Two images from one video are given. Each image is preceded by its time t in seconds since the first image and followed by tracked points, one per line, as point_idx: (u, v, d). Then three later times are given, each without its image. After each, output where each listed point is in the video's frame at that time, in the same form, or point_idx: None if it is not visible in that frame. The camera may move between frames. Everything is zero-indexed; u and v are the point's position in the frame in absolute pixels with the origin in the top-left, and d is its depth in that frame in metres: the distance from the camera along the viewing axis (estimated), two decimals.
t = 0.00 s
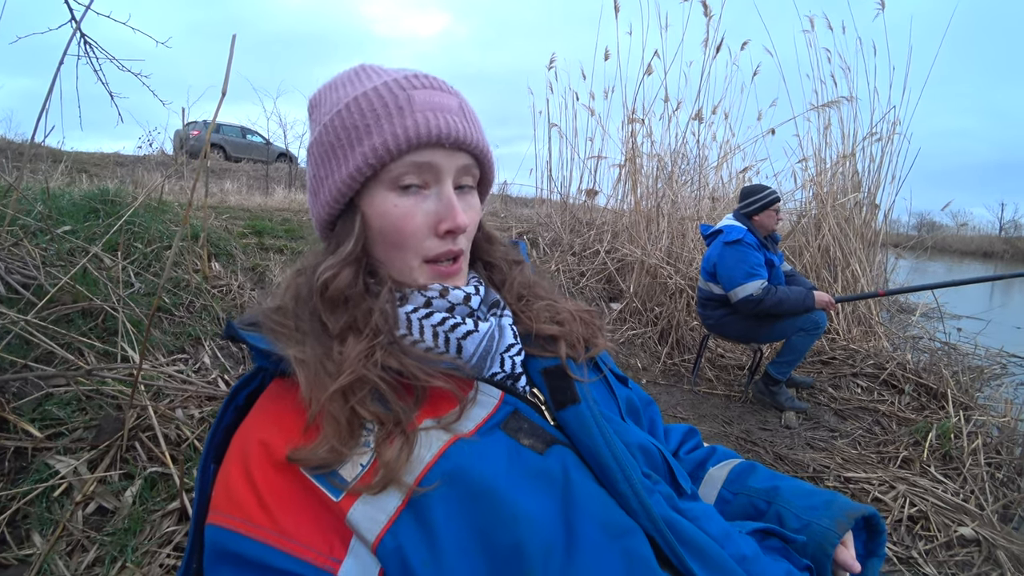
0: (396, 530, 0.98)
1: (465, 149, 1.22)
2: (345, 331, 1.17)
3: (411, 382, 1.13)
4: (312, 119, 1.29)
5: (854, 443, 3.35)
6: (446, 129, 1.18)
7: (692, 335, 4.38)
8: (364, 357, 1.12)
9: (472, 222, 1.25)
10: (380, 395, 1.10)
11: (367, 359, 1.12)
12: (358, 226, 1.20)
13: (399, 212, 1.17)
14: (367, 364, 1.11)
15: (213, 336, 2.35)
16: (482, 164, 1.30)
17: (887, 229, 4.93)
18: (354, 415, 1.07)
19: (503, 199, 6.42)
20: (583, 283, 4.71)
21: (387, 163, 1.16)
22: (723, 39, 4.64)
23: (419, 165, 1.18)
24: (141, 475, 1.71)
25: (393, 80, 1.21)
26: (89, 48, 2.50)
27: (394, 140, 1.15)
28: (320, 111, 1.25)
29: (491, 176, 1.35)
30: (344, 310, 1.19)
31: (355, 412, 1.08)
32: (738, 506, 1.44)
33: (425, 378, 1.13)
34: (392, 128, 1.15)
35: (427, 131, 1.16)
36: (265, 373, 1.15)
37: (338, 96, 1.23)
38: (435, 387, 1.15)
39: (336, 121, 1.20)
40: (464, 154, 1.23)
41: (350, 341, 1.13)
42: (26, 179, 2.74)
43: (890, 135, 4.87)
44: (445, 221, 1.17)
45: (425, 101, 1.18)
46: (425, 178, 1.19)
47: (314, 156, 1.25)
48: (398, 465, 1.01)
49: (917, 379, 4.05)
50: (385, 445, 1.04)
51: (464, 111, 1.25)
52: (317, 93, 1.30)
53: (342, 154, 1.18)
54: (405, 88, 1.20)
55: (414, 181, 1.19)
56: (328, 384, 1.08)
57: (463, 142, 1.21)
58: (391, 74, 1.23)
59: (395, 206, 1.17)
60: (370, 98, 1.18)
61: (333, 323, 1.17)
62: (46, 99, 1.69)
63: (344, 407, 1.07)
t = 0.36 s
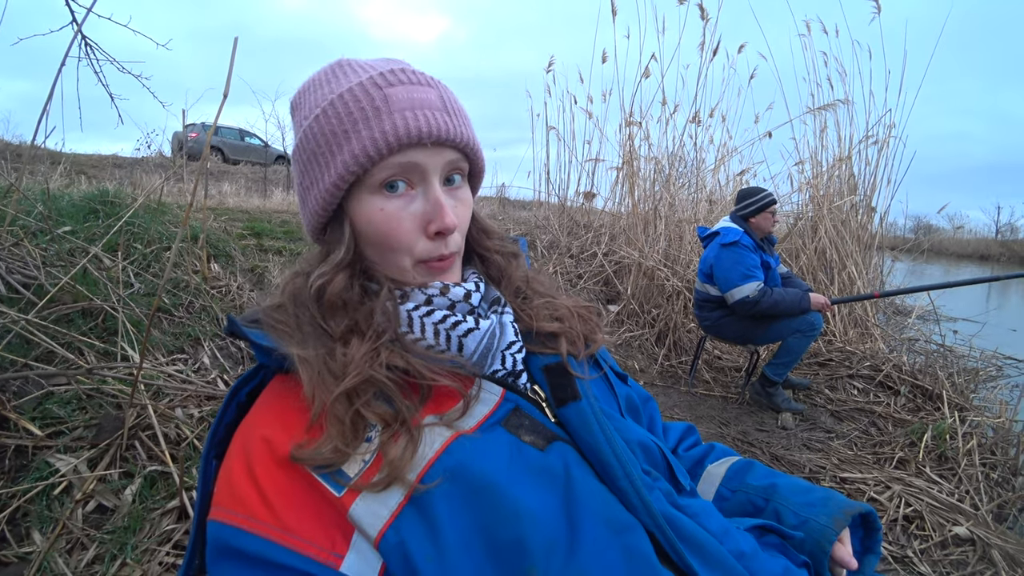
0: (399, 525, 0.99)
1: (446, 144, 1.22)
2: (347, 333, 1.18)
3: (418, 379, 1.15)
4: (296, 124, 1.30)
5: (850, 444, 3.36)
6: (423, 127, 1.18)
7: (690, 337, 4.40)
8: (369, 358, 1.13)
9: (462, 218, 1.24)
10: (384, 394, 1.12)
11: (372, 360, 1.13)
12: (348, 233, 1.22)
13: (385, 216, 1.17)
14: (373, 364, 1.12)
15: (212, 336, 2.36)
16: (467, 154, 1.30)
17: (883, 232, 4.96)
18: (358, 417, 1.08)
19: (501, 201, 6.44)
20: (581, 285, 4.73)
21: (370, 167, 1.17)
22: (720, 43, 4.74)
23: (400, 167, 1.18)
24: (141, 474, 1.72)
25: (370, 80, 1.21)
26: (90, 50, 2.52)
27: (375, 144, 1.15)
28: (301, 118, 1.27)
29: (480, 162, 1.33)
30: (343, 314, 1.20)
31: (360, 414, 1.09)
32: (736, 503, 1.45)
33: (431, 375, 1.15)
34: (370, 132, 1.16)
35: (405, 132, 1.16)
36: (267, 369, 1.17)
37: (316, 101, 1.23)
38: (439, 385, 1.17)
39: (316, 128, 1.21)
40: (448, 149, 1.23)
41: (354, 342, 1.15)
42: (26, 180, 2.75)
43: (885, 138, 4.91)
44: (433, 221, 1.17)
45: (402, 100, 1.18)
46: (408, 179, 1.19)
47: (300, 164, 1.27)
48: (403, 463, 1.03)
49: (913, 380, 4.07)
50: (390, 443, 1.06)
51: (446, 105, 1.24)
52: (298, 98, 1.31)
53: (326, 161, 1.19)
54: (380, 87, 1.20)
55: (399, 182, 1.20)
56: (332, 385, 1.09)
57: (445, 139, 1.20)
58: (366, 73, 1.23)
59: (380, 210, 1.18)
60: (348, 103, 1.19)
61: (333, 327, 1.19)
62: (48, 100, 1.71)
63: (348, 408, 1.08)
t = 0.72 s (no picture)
0: (391, 533, 0.98)
1: (459, 162, 1.22)
2: (340, 339, 1.16)
3: (409, 386, 1.14)
4: (307, 118, 1.28)
5: (851, 447, 3.35)
6: (440, 143, 1.18)
7: (689, 340, 4.39)
8: (361, 364, 1.11)
9: (464, 233, 1.24)
10: (376, 400, 1.10)
11: (364, 366, 1.12)
12: (349, 236, 1.20)
13: (389, 225, 1.16)
14: (365, 370, 1.11)
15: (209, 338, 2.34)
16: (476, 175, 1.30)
17: (883, 234, 4.95)
18: (350, 423, 1.07)
19: (500, 203, 6.43)
20: (580, 287, 4.71)
21: (381, 175, 1.16)
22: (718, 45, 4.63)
23: (412, 179, 1.18)
24: (136, 479, 1.70)
25: (391, 87, 1.20)
26: (87, 51, 2.51)
27: (389, 154, 1.14)
28: (314, 114, 1.24)
29: (486, 186, 1.35)
30: (338, 319, 1.18)
31: (351, 419, 1.07)
32: (734, 508, 1.43)
33: (422, 382, 1.13)
34: (385, 140, 1.15)
35: (422, 146, 1.16)
36: (261, 377, 1.15)
37: (332, 100, 1.22)
38: (432, 391, 1.15)
39: (330, 127, 1.19)
40: (459, 166, 1.23)
41: (347, 349, 1.13)
42: (22, 181, 2.73)
43: (884, 141, 4.90)
44: (437, 235, 1.17)
45: (421, 113, 1.18)
46: (418, 190, 1.19)
47: (307, 160, 1.25)
48: (395, 471, 1.01)
49: (913, 383, 4.06)
50: (382, 449, 1.04)
51: (461, 123, 1.24)
52: (312, 94, 1.29)
53: (336, 163, 1.18)
54: (401, 97, 1.20)
55: (407, 193, 1.19)
56: (324, 390, 1.07)
57: (458, 156, 1.21)
58: (387, 81, 1.22)
59: (386, 218, 1.17)
60: (367, 107, 1.18)
61: (327, 331, 1.17)
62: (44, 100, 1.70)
63: (340, 414, 1.06)
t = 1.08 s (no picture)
0: (412, 531, 0.96)
1: (486, 175, 1.21)
2: (360, 342, 1.14)
3: (428, 388, 1.11)
4: (331, 121, 1.26)
5: (854, 454, 3.34)
6: (471, 156, 1.17)
7: (692, 344, 4.37)
8: (382, 366, 1.09)
9: (484, 244, 1.23)
10: (396, 401, 1.08)
11: (384, 369, 1.09)
12: (374, 241, 1.17)
13: (414, 232, 1.14)
14: (386, 372, 1.08)
15: (215, 334, 2.31)
16: (496, 189, 1.30)
17: (886, 243, 4.95)
18: (371, 424, 1.04)
19: (503, 203, 6.41)
20: (584, 289, 4.69)
21: (409, 182, 1.14)
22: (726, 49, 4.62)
23: (440, 188, 1.16)
24: (141, 475, 1.67)
25: (423, 98, 1.19)
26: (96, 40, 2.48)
27: (420, 162, 1.13)
28: (340, 118, 1.22)
29: (503, 200, 1.34)
30: (358, 322, 1.16)
31: (372, 420, 1.05)
32: (745, 509, 1.41)
33: (441, 384, 1.11)
34: (416, 149, 1.13)
35: (452, 156, 1.15)
36: (278, 380, 1.13)
37: (362, 107, 1.20)
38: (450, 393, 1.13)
39: (359, 132, 1.17)
40: (484, 179, 1.22)
41: (367, 351, 1.11)
42: (27, 170, 2.70)
43: (889, 149, 4.91)
44: (459, 244, 1.15)
45: (453, 125, 1.17)
46: (444, 199, 1.17)
47: (330, 163, 1.22)
48: (416, 470, 0.99)
49: (915, 392, 4.06)
50: (402, 448, 1.02)
51: (488, 138, 1.24)
52: (337, 98, 1.27)
53: (363, 168, 1.15)
54: (433, 108, 1.18)
55: (432, 202, 1.17)
56: (345, 392, 1.05)
57: (485, 169, 1.20)
58: (419, 92, 1.21)
59: (411, 226, 1.15)
60: (398, 114, 1.16)
61: (348, 334, 1.15)
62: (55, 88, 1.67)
63: (362, 415, 1.04)
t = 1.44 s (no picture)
0: (405, 533, 0.95)
1: (474, 173, 1.20)
2: (353, 342, 1.13)
3: (421, 388, 1.10)
4: (317, 124, 1.25)
5: (848, 457, 3.35)
6: (458, 154, 1.16)
7: (688, 346, 4.37)
8: (375, 366, 1.08)
9: (475, 241, 1.22)
10: (390, 402, 1.07)
11: (377, 368, 1.08)
12: (362, 242, 1.16)
13: (403, 232, 1.13)
14: (379, 372, 1.08)
15: (209, 330, 2.30)
16: (485, 187, 1.29)
17: (881, 247, 4.97)
18: (364, 424, 1.03)
19: (500, 203, 6.41)
20: (580, 290, 4.69)
21: (397, 182, 1.13)
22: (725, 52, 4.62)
23: (429, 187, 1.15)
24: (133, 472, 1.65)
25: (408, 98, 1.18)
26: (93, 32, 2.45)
27: (408, 161, 1.12)
28: (326, 121, 1.21)
29: (493, 198, 1.33)
30: (350, 322, 1.15)
31: (366, 420, 1.04)
32: (740, 511, 1.41)
33: (434, 384, 1.10)
34: (403, 149, 1.12)
35: (440, 155, 1.14)
36: (271, 380, 1.11)
37: (347, 108, 1.19)
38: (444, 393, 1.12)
39: (346, 134, 1.16)
40: (472, 177, 1.21)
41: (360, 351, 1.10)
42: (22, 162, 2.67)
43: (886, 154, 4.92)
44: (449, 242, 1.14)
45: (439, 124, 1.16)
46: (433, 198, 1.16)
47: (318, 166, 1.21)
48: (409, 471, 0.98)
49: (908, 395, 4.07)
50: (395, 449, 1.01)
51: (475, 136, 1.23)
52: (322, 102, 1.26)
53: (351, 169, 1.14)
54: (418, 108, 1.17)
55: (421, 202, 1.16)
56: (339, 393, 1.04)
57: (473, 167, 1.19)
58: (404, 91, 1.20)
59: (400, 225, 1.14)
60: (384, 115, 1.15)
61: (340, 334, 1.14)
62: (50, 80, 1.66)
63: (354, 416, 1.03)
